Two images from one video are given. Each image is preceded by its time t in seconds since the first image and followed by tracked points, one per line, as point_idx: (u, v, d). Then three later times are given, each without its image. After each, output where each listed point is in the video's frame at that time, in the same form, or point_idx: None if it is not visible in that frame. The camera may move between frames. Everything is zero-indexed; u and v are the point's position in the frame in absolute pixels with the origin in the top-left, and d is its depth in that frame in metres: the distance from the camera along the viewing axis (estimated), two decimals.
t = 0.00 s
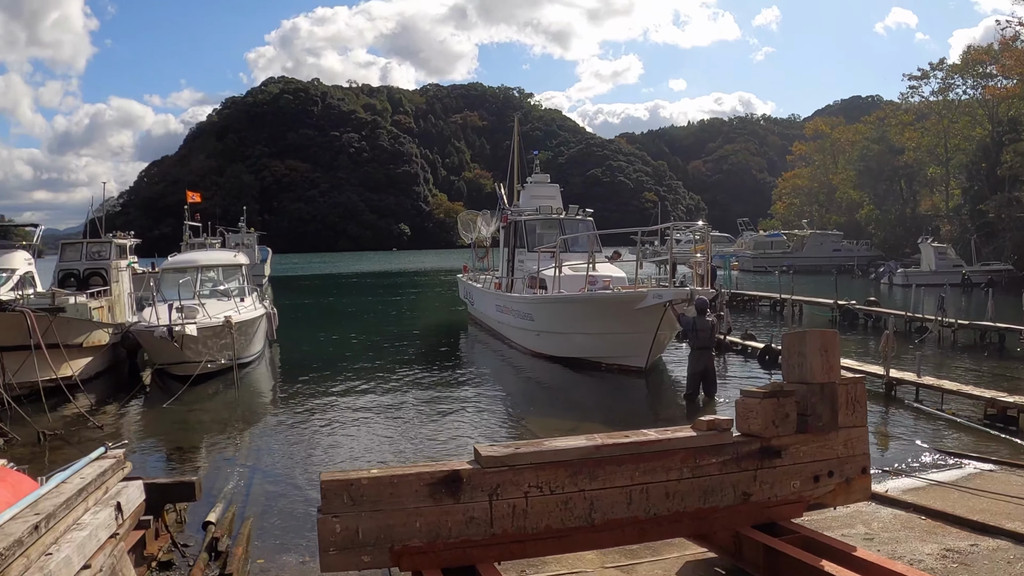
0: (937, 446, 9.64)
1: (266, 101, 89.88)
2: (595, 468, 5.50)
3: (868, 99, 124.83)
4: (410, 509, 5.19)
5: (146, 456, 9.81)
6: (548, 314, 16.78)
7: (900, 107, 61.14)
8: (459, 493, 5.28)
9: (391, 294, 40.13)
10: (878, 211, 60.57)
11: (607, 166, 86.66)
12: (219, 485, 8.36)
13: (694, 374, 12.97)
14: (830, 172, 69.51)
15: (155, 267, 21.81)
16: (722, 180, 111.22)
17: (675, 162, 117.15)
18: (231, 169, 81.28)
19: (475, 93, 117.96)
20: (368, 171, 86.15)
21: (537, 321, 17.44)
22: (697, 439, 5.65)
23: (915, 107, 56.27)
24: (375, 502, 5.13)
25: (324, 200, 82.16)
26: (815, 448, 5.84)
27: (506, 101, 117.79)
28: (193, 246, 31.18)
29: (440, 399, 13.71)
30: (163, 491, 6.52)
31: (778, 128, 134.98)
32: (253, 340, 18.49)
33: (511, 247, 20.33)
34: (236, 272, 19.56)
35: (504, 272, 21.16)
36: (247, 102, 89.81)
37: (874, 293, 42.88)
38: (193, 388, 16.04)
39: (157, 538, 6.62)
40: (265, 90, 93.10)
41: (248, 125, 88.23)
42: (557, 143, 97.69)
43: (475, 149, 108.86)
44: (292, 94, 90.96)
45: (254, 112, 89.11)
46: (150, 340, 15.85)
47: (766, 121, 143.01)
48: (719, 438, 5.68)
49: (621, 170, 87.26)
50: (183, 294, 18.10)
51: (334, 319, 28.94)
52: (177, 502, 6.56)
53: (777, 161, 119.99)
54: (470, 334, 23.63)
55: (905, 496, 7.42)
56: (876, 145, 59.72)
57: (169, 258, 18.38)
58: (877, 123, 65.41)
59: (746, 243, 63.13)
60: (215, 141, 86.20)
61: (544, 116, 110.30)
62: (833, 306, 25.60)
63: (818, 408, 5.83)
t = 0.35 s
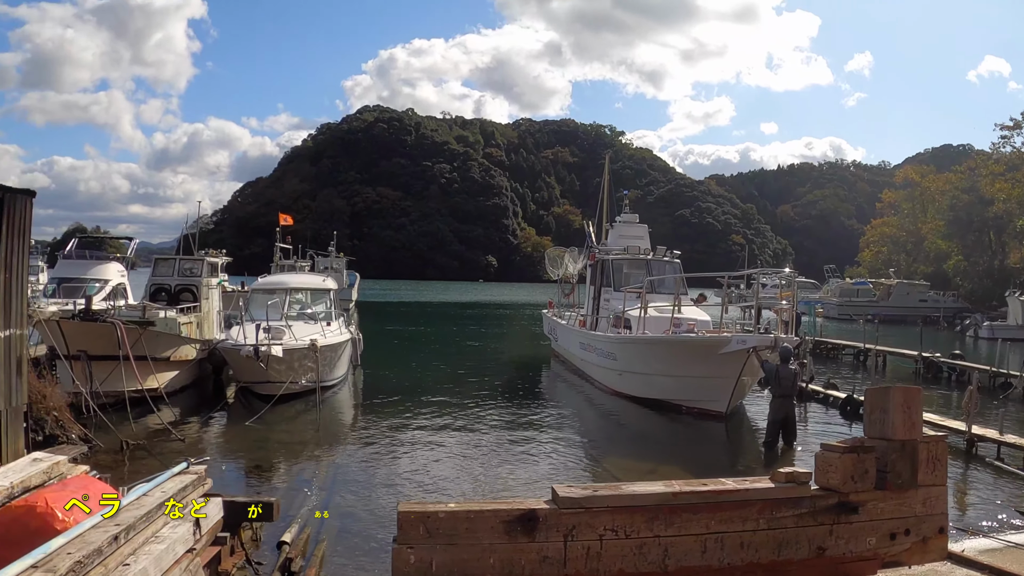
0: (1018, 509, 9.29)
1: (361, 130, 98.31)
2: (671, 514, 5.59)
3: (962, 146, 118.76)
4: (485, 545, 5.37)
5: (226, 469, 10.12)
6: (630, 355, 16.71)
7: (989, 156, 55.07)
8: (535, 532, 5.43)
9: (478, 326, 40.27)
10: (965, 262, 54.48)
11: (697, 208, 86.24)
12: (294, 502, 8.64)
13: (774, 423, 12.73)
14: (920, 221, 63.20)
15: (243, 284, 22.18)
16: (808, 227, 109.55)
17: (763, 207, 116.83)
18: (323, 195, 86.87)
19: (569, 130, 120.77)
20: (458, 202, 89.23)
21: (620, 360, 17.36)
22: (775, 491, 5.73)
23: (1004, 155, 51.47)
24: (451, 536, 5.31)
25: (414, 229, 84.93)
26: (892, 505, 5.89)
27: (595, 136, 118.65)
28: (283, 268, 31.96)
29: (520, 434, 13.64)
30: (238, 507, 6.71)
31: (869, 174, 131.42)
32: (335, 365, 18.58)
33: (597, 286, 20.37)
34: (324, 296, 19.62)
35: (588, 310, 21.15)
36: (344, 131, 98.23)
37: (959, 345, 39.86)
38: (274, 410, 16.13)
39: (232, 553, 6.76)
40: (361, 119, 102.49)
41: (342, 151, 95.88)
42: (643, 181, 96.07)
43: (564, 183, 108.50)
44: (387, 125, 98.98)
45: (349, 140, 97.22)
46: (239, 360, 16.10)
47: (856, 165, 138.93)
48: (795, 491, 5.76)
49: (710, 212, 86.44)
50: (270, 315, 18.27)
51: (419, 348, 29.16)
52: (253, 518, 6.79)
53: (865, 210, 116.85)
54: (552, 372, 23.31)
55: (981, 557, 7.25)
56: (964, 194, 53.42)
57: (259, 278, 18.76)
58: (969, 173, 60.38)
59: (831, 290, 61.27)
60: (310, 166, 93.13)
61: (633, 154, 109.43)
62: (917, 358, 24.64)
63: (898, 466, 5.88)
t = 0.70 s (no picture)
0: (1007, 454, 9.09)
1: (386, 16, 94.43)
2: (667, 429, 5.55)
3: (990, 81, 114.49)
4: (480, 446, 5.41)
5: (231, 350, 10.27)
6: (640, 265, 16.84)
7: None
8: (531, 436, 5.43)
9: (488, 221, 39.93)
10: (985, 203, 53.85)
11: (719, 120, 82.61)
12: (299, 390, 8.73)
13: (778, 345, 12.55)
14: (944, 155, 63.10)
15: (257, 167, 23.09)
16: (830, 148, 105.71)
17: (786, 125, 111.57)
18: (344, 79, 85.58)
19: (596, 31, 112.32)
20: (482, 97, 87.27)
21: (629, 268, 17.51)
22: (772, 416, 5.62)
23: None
24: (448, 435, 5.36)
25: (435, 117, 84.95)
26: (887, 440, 5.75)
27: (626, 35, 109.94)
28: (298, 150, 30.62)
29: (526, 333, 13.87)
30: (241, 395, 6.67)
31: (897, 105, 129.15)
32: (345, 252, 18.84)
33: (612, 191, 20.26)
34: (339, 183, 19.62)
35: (603, 215, 21.29)
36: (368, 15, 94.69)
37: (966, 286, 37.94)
38: (281, 293, 16.47)
39: (232, 437, 6.78)
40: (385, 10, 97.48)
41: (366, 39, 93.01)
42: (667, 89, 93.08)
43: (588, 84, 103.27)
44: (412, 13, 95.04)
45: (374, 29, 93.47)
46: (249, 243, 16.31)
47: (884, 95, 136.38)
48: (792, 417, 5.65)
49: (733, 125, 83.31)
50: (284, 199, 18.28)
51: (430, 240, 29.19)
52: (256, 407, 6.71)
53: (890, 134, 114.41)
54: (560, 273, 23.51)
55: (967, 500, 7.25)
56: (991, 134, 50.89)
57: (273, 163, 18.71)
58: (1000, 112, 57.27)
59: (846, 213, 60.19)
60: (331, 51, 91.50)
61: (660, 59, 102.99)
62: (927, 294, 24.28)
63: (896, 402, 5.74)
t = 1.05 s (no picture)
0: (936, 468, 9.13)
1: None
2: (601, 424, 5.41)
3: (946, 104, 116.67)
4: (414, 429, 5.17)
5: (168, 315, 10.13)
6: (585, 257, 16.51)
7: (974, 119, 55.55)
8: (464, 423, 5.24)
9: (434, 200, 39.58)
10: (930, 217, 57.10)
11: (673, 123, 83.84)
12: (235, 367, 8.57)
13: (716, 345, 12.27)
14: (892, 167, 68.55)
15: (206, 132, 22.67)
16: (780, 152, 110.01)
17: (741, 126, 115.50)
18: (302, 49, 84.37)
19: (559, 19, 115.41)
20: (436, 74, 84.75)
21: (574, 258, 17.20)
22: (706, 417, 5.53)
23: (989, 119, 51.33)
24: (383, 416, 5.12)
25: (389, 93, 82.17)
26: (820, 448, 5.73)
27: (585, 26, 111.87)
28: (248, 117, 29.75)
29: (467, 316, 13.72)
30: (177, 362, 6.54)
31: (848, 111, 133.65)
32: (291, 224, 18.69)
33: (562, 180, 19.78)
34: (288, 152, 19.26)
35: (550, 202, 20.76)
36: None
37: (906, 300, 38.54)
38: (224, 260, 16.32)
39: (164, 405, 6.68)
40: None
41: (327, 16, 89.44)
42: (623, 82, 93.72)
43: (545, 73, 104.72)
44: None
45: None
46: (191, 208, 16.01)
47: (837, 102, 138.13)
48: (727, 420, 5.57)
49: (685, 122, 86.97)
50: (231, 165, 17.91)
51: (376, 218, 28.36)
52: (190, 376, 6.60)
53: (841, 147, 119.95)
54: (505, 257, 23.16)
55: (896, 512, 7.37)
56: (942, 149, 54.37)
57: (222, 126, 18.25)
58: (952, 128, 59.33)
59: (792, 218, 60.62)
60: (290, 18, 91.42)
61: (619, 53, 103.67)
62: (867, 302, 24.41)
63: (830, 412, 5.72)
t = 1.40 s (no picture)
0: (875, 540, 8.04)
1: (287, 63, 82.67)
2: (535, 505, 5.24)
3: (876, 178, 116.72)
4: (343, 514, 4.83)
5: (95, 395, 9.06)
6: (514, 337, 13.58)
7: (903, 192, 54.80)
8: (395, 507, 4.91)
9: (373, 273, 37.31)
10: (863, 290, 54.31)
11: (608, 195, 78.54)
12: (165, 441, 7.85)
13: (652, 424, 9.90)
14: (826, 243, 64.36)
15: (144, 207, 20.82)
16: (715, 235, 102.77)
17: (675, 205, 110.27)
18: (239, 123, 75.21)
19: (494, 97, 106.02)
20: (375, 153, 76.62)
21: (503, 337, 14.15)
22: (638, 495, 5.49)
23: (919, 194, 50.80)
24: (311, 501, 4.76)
25: (326, 171, 74.07)
26: (752, 526, 5.78)
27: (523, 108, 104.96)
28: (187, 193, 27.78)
29: (409, 396, 11.78)
30: (106, 444, 6.49)
31: (782, 189, 129.77)
32: (226, 302, 16.00)
33: (496, 261, 16.59)
34: (224, 230, 17.03)
35: (483, 282, 17.52)
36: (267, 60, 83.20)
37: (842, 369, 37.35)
38: (158, 337, 13.86)
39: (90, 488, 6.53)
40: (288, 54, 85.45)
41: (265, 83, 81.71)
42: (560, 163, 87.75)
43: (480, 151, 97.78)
44: (313, 62, 83.53)
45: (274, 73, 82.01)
46: (126, 285, 13.72)
47: (772, 181, 134.46)
48: (662, 498, 5.54)
49: (621, 201, 79.84)
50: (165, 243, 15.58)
51: (310, 291, 25.16)
52: (119, 457, 6.50)
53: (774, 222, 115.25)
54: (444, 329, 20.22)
55: None
56: (873, 225, 53.37)
57: (157, 202, 16.12)
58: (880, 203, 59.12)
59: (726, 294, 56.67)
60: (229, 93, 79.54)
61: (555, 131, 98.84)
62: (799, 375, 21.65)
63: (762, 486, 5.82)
